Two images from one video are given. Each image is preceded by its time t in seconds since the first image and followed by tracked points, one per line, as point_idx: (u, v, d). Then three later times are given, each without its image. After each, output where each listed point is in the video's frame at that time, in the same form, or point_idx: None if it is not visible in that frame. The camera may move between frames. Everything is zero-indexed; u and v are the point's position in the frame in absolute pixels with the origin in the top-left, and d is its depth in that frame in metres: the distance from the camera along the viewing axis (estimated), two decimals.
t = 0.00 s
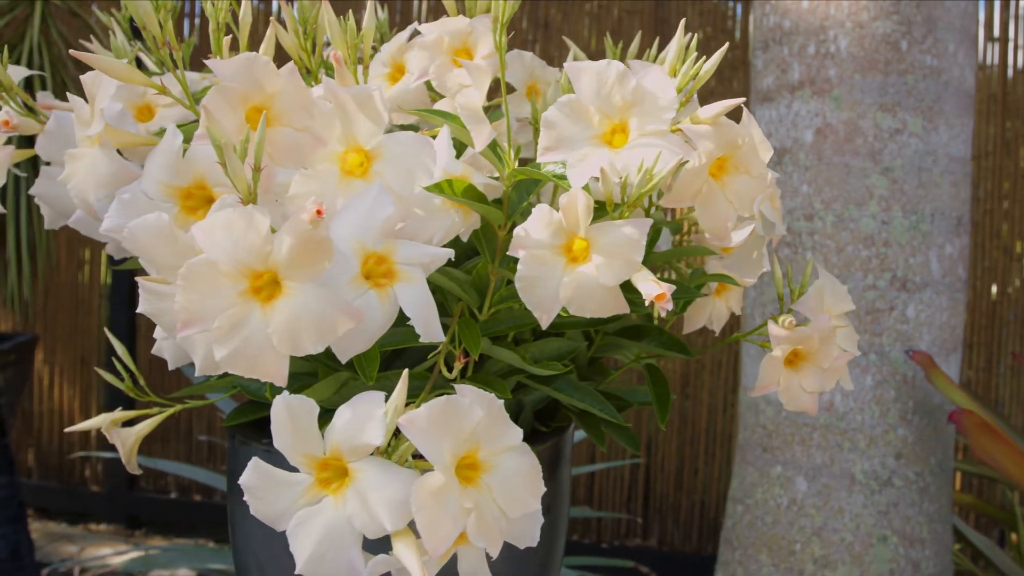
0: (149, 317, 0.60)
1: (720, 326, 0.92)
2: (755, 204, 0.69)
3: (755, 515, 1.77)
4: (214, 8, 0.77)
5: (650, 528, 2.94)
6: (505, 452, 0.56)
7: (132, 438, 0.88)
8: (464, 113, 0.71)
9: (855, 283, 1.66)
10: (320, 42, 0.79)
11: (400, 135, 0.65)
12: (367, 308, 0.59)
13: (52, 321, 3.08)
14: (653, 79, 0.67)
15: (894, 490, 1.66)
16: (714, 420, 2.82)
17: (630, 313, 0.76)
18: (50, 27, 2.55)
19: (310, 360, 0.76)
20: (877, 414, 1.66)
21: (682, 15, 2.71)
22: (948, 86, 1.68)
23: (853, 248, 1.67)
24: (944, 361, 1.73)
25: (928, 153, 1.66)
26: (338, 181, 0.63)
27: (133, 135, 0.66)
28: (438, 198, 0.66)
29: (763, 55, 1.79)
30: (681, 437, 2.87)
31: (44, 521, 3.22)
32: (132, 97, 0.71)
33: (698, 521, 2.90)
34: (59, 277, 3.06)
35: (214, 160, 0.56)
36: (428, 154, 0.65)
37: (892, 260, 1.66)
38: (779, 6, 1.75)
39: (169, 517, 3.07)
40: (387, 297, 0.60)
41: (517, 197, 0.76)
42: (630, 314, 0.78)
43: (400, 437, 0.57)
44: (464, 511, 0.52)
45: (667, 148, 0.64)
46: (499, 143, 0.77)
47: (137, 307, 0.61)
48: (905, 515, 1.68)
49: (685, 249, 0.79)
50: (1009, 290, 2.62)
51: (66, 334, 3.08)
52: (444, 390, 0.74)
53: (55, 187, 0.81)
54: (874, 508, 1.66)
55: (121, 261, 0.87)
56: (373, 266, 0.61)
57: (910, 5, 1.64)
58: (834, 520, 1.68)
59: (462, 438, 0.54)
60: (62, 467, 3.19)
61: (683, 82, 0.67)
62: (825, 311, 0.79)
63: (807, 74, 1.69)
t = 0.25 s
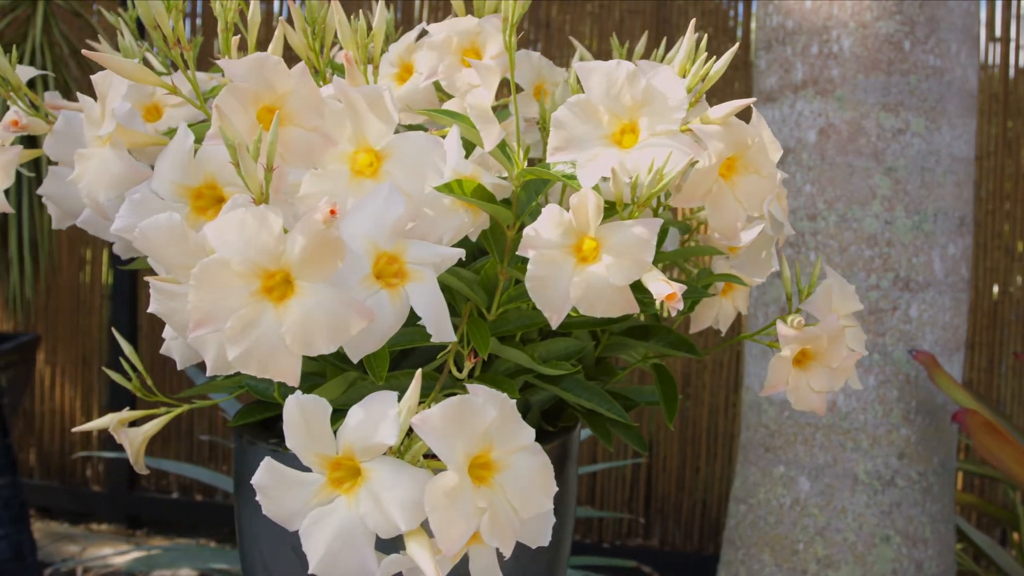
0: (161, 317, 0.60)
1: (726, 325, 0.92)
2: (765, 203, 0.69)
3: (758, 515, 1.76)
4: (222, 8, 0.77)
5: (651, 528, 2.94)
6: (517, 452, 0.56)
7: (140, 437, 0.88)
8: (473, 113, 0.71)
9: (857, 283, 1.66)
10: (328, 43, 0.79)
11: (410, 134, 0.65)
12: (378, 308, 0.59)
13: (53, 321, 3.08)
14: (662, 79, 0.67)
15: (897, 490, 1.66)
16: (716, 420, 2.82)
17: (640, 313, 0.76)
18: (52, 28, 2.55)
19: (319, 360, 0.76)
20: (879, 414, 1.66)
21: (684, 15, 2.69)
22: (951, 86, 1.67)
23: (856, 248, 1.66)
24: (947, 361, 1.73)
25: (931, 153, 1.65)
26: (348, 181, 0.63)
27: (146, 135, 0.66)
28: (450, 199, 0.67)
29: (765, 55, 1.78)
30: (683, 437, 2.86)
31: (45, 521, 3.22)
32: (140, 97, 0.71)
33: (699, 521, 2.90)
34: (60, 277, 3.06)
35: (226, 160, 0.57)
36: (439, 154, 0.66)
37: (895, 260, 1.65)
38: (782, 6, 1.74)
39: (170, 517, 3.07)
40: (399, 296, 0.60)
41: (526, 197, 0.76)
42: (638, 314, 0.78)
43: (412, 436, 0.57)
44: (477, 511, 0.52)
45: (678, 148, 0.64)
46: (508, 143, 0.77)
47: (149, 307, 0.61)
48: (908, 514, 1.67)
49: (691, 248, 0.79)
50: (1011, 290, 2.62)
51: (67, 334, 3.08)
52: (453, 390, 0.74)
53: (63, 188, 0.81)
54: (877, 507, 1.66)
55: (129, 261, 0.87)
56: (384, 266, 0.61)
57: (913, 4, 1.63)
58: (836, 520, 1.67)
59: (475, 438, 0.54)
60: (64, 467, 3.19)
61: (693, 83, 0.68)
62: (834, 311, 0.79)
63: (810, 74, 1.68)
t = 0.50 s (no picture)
0: (170, 318, 0.60)
1: (732, 325, 0.92)
2: (773, 204, 0.69)
3: (760, 515, 1.75)
4: (231, 7, 0.77)
5: (653, 528, 2.94)
6: (528, 453, 0.56)
7: (147, 438, 0.88)
8: (482, 113, 0.71)
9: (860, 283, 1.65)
10: (335, 43, 0.79)
11: (419, 134, 0.65)
12: (388, 308, 0.59)
13: (54, 321, 3.08)
14: (671, 80, 0.67)
15: (900, 490, 1.65)
16: (717, 420, 2.82)
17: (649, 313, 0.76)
18: (54, 28, 2.55)
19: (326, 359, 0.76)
20: (882, 414, 1.65)
21: (686, 16, 2.69)
22: (954, 87, 1.66)
23: (859, 248, 1.65)
24: (950, 361, 1.72)
25: (934, 153, 1.64)
26: (357, 181, 0.63)
27: (154, 134, 0.66)
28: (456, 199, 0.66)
29: (768, 55, 1.77)
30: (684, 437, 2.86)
31: (47, 521, 3.22)
32: (147, 97, 0.71)
33: (701, 521, 2.90)
34: (62, 277, 3.06)
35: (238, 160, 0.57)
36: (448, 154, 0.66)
37: (898, 260, 1.65)
38: (785, 6, 1.73)
39: (171, 517, 3.07)
40: (409, 296, 0.60)
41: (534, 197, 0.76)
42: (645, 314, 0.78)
43: (422, 436, 0.58)
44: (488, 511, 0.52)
45: (687, 149, 0.64)
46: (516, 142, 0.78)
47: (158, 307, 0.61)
48: (911, 514, 1.66)
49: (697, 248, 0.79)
50: (1012, 290, 2.61)
51: (69, 334, 3.08)
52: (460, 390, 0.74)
53: (70, 189, 0.81)
54: (879, 507, 1.65)
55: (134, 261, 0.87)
56: (394, 266, 0.61)
57: (916, 4, 1.62)
58: (839, 520, 1.67)
59: (486, 438, 0.54)
60: (65, 467, 3.18)
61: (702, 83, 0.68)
62: (840, 311, 0.79)
63: (813, 74, 1.68)
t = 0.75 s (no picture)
0: (180, 317, 0.60)
1: (739, 325, 0.92)
2: (781, 204, 0.69)
3: (763, 514, 1.75)
4: (239, 6, 0.77)
5: (654, 528, 2.94)
6: (539, 452, 0.56)
7: (153, 438, 0.89)
8: (490, 113, 0.71)
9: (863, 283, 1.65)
10: (343, 44, 0.79)
11: (428, 134, 0.65)
12: (399, 307, 0.59)
13: (55, 321, 3.08)
14: (680, 80, 0.67)
15: (903, 490, 1.64)
16: (718, 420, 2.82)
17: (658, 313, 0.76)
18: (56, 27, 2.55)
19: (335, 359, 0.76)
20: (885, 413, 1.64)
21: (688, 15, 2.68)
22: (957, 86, 1.65)
23: (861, 248, 1.65)
24: (952, 360, 1.71)
25: (936, 153, 1.64)
26: (366, 181, 0.63)
27: (164, 135, 0.67)
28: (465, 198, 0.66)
29: (771, 55, 1.77)
30: (686, 438, 2.86)
31: (48, 521, 3.22)
32: (154, 96, 0.71)
33: (703, 520, 2.90)
34: (63, 277, 3.05)
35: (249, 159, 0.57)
36: (456, 154, 0.66)
37: (901, 259, 1.64)
38: (787, 6, 1.72)
39: (172, 517, 3.07)
40: (419, 296, 0.60)
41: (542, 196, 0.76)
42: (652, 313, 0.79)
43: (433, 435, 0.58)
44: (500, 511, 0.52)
45: (695, 149, 0.65)
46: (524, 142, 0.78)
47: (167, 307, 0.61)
48: (914, 514, 1.66)
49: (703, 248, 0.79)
50: (1014, 290, 2.60)
51: (70, 334, 3.08)
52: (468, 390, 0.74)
53: (76, 189, 0.81)
54: (882, 507, 1.65)
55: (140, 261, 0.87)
56: (405, 266, 0.61)
57: (918, 4, 1.62)
58: (842, 520, 1.66)
59: (498, 438, 0.54)
60: (67, 468, 3.18)
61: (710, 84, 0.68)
62: (848, 312, 0.79)
63: (816, 75, 1.67)
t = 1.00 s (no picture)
0: (193, 317, 0.60)
1: (745, 325, 0.92)
2: (791, 204, 0.69)
3: (766, 514, 1.73)
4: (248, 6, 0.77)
5: (656, 528, 2.94)
6: (552, 452, 0.56)
7: (161, 438, 0.89)
8: (500, 113, 0.71)
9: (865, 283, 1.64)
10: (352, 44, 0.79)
11: (439, 134, 0.65)
12: (410, 307, 0.59)
13: (56, 321, 3.08)
14: (690, 81, 0.68)
15: (906, 490, 1.64)
16: (720, 420, 2.81)
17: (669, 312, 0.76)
18: (59, 27, 2.55)
19: (345, 359, 0.76)
20: (888, 413, 1.63)
21: (689, 16, 2.67)
22: (959, 87, 1.65)
23: (864, 247, 1.64)
24: (955, 360, 1.71)
25: (939, 153, 1.63)
26: (377, 181, 0.63)
27: (176, 135, 0.67)
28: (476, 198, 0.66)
29: (773, 55, 1.76)
30: (687, 438, 2.86)
31: (49, 521, 3.22)
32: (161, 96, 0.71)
33: (704, 520, 2.90)
34: (64, 278, 3.05)
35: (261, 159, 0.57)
36: (467, 154, 0.66)
37: (904, 259, 1.64)
38: (790, 6, 1.71)
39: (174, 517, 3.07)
40: (431, 296, 0.60)
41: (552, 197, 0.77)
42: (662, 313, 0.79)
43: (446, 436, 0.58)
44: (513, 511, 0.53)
45: (706, 149, 0.65)
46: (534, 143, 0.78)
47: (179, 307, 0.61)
48: (917, 514, 1.65)
49: (711, 248, 0.79)
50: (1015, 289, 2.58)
51: (71, 334, 3.08)
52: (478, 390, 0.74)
53: (85, 189, 0.81)
54: (885, 507, 1.64)
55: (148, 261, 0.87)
56: (416, 267, 0.61)
57: (921, 5, 1.61)
58: (845, 519, 1.65)
59: (511, 438, 0.54)
60: (68, 467, 3.18)
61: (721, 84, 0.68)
62: (857, 311, 0.80)
63: (819, 75, 1.66)
